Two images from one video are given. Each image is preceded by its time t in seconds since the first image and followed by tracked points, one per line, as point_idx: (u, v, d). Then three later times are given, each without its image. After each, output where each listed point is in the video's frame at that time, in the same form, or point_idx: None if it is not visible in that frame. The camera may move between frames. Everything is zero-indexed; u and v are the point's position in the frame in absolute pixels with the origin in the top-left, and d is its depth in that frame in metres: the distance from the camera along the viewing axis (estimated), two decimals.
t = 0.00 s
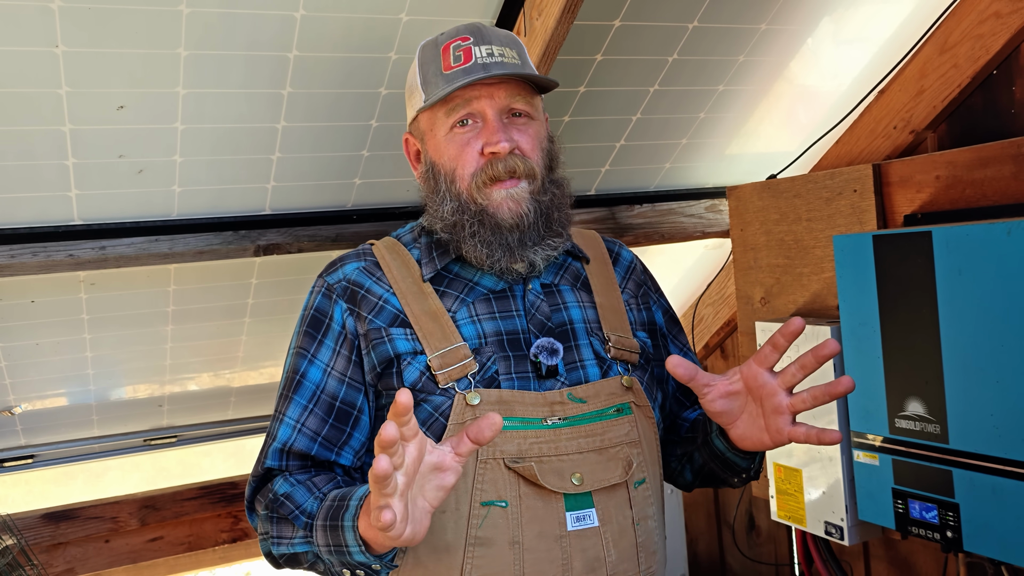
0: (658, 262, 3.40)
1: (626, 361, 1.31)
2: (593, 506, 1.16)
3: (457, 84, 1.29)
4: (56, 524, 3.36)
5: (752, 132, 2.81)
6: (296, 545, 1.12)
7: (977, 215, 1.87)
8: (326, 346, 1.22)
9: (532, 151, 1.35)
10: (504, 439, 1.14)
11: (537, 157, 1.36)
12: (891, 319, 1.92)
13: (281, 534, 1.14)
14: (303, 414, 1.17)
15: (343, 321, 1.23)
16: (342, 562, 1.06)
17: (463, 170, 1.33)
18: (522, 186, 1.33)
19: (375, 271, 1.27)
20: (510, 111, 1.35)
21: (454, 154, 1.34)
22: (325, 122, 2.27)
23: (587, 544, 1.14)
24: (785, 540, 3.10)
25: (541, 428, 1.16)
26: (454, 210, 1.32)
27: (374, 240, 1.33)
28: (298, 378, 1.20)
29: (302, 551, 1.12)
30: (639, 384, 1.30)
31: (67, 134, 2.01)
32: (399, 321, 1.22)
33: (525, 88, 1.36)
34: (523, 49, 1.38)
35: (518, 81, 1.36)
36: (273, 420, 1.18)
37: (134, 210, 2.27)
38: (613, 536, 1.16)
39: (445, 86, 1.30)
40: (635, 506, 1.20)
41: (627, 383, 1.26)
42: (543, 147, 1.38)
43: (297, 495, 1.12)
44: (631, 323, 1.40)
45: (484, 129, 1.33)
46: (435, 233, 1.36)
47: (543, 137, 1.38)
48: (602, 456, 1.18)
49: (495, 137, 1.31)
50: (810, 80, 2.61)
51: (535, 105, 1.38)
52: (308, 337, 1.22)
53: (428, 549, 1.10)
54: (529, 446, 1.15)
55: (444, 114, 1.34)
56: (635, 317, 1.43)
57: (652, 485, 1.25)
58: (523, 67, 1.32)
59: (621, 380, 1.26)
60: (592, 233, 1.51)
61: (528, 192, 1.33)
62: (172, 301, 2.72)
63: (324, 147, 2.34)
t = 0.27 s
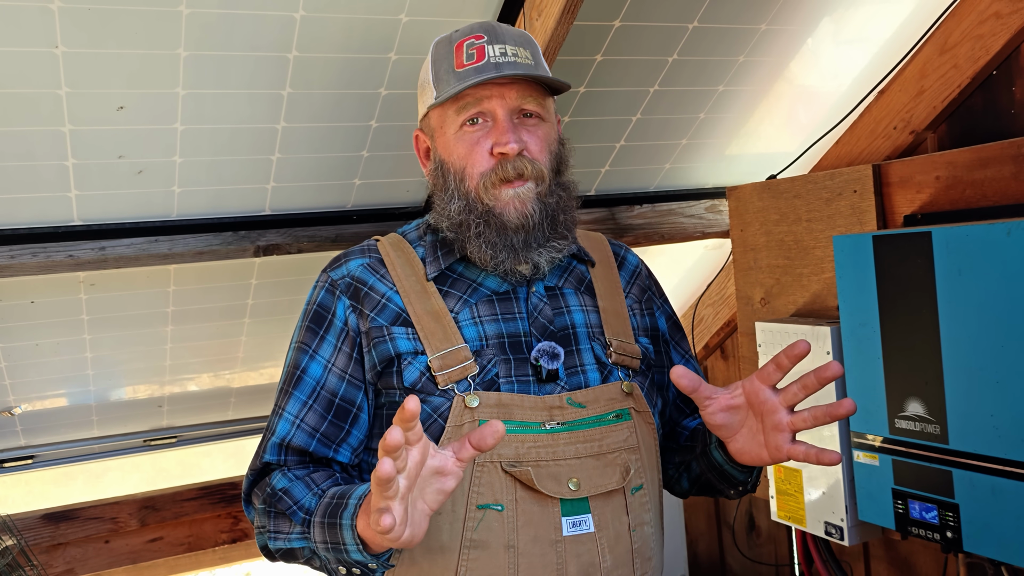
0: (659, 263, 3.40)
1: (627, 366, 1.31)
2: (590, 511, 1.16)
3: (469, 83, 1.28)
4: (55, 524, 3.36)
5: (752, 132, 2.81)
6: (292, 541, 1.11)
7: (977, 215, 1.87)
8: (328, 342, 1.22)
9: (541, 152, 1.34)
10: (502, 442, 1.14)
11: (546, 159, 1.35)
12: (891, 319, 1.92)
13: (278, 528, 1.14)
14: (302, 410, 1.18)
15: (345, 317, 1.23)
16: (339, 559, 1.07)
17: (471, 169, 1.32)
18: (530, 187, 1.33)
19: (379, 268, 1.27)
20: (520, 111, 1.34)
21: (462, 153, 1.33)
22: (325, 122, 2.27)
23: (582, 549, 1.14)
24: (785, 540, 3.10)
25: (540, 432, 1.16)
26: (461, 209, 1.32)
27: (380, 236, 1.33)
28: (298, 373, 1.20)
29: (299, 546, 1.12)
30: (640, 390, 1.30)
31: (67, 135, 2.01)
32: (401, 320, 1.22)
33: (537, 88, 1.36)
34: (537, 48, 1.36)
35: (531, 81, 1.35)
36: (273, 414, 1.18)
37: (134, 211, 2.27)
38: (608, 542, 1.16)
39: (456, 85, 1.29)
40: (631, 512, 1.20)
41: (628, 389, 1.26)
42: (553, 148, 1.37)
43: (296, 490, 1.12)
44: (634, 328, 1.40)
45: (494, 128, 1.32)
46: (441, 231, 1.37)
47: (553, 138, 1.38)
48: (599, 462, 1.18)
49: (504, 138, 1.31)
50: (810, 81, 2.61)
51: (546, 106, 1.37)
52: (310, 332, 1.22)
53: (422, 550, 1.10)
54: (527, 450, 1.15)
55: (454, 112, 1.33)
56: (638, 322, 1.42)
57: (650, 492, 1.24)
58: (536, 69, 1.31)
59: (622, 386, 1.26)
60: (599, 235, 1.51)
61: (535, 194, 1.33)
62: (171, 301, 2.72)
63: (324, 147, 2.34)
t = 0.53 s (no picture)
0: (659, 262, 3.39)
1: (628, 367, 1.31)
2: (591, 513, 1.16)
3: (466, 79, 1.28)
4: (56, 525, 3.36)
5: (752, 132, 2.81)
6: (308, 551, 1.13)
7: (977, 215, 1.87)
8: (328, 343, 1.22)
9: (538, 150, 1.34)
10: (504, 444, 1.14)
11: (544, 156, 1.35)
12: (891, 318, 1.92)
13: (290, 539, 1.14)
14: (303, 412, 1.17)
15: (345, 318, 1.23)
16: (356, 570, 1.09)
17: (468, 166, 1.32)
18: (527, 185, 1.33)
19: (378, 268, 1.28)
20: (517, 108, 1.34)
21: (459, 150, 1.33)
22: (325, 122, 2.26)
23: (583, 551, 1.14)
24: (786, 540, 3.10)
25: (541, 434, 1.16)
26: (458, 207, 1.32)
27: (378, 236, 1.33)
28: (298, 375, 1.20)
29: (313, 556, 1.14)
30: (639, 391, 1.30)
31: (67, 135, 2.01)
32: (401, 320, 1.22)
33: (534, 86, 1.36)
34: (534, 47, 1.38)
35: (528, 78, 1.35)
36: (274, 417, 1.18)
37: (134, 211, 2.27)
38: (610, 543, 1.16)
39: (453, 81, 1.29)
40: (632, 513, 1.19)
41: (627, 390, 1.27)
42: (550, 146, 1.37)
43: (307, 501, 1.11)
44: (633, 329, 1.39)
45: (491, 125, 1.33)
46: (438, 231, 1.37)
47: (550, 136, 1.38)
48: (601, 463, 1.18)
49: (502, 134, 1.31)
50: (810, 80, 2.61)
51: (543, 103, 1.38)
52: (310, 333, 1.22)
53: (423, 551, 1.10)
54: (529, 451, 1.15)
55: (451, 110, 1.33)
56: (637, 322, 1.42)
57: (651, 491, 1.24)
58: (534, 65, 1.31)
59: (622, 387, 1.27)
60: (597, 235, 1.51)
61: (532, 191, 1.33)
62: (172, 302, 2.72)
63: (324, 146, 2.33)
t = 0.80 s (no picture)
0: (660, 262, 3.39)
1: (626, 362, 1.30)
2: (598, 509, 1.16)
3: (450, 81, 1.29)
4: (56, 524, 3.35)
5: (752, 132, 2.80)
6: (275, 508, 1.07)
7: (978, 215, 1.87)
8: (325, 344, 1.21)
9: (526, 150, 1.35)
10: (508, 443, 1.14)
11: (532, 156, 1.35)
12: (892, 318, 1.92)
13: (259, 503, 1.09)
14: (299, 413, 1.17)
15: (343, 318, 1.23)
16: (327, 503, 1.05)
17: (456, 168, 1.33)
18: (516, 184, 1.32)
19: (375, 269, 1.27)
20: (503, 109, 1.35)
21: (447, 152, 1.34)
22: (325, 122, 2.26)
23: (592, 548, 1.14)
24: (786, 540, 3.10)
25: (544, 432, 1.16)
26: (448, 209, 1.32)
27: (373, 237, 1.33)
28: (293, 377, 1.18)
29: (283, 515, 1.08)
30: (639, 385, 1.29)
31: (67, 134, 2.00)
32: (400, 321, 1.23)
33: (518, 86, 1.37)
34: (519, 47, 1.39)
35: (511, 78, 1.36)
36: (267, 418, 1.16)
37: (134, 211, 2.27)
38: (618, 540, 1.16)
39: (437, 83, 1.30)
40: (638, 509, 1.20)
41: (628, 386, 1.25)
42: (538, 146, 1.38)
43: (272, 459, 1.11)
44: (630, 324, 1.39)
45: (477, 127, 1.33)
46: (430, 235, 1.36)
47: (538, 135, 1.38)
48: (605, 460, 1.18)
49: (488, 135, 1.32)
50: (811, 80, 2.61)
51: (529, 103, 1.39)
52: (306, 334, 1.20)
53: (429, 553, 1.09)
54: (533, 450, 1.14)
55: (437, 113, 1.34)
56: (634, 317, 1.42)
57: (654, 487, 1.25)
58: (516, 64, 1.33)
59: (622, 382, 1.25)
60: (590, 230, 1.51)
61: (521, 189, 1.32)
62: (172, 301, 2.72)
63: (324, 146, 2.33)
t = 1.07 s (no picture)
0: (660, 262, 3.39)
1: (622, 362, 1.30)
2: (597, 512, 1.15)
3: (427, 81, 1.29)
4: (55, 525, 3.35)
5: (751, 132, 2.80)
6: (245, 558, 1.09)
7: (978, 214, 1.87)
8: (313, 356, 1.21)
9: (507, 149, 1.34)
10: (505, 447, 1.14)
11: (513, 155, 1.35)
12: (892, 318, 1.92)
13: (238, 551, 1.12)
14: (287, 429, 1.17)
15: (330, 330, 1.22)
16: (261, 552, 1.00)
17: (437, 169, 1.33)
18: (496, 183, 1.33)
19: (362, 278, 1.27)
20: (483, 108, 1.34)
21: (428, 153, 1.34)
22: (325, 121, 2.26)
23: (591, 551, 1.13)
24: (786, 540, 3.10)
25: (541, 435, 1.16)
26: (430, 210, 1.33)
27: (360, 245, 1.33)
28: (283, 391, 1.20)
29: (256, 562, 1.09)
30: (636, 386, 1.29)
31: (66, 134, 2.00)
32: (390, 329, 1.21)
33: (499, 83, 1.36)
34: (500, 42, 1.37)
35: (491, 76, 1.35)
36: (257, 434, 1.18)
37: (133, 210, 2.27)
38: (617, 541, 1.15)
39: (415, 84, 1.30)
40: (637, 510, 1.19)
41: (625, 385, 1.26)
42: (520, 144, 1.37)
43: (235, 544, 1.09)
44: (625, 323, 1.38)
45: (457, 127, 1.33)
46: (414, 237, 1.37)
47: (520, 133, 1.37)
48: (603, 461, 1.18)
49: (468, 134, 1.32)
50: (810, 79, 2.61)
51: (512, 99, 1.37)
52: (294, 348, 1.21)
53: (427, 560, 1.09)
54: (530, 453, 1.14)
55: (416, 114, 1.34)
56: (630, 317, 1.40)
57: (653, 488, 1.25)
58: (495, 61, 1.32)
59: (618, 382, 1.26)
60: (581, 229, 1.51)
61: (502, 188, 1.33)
62: (171, 301, 2.72)
63: (324, 146, 2.33)
